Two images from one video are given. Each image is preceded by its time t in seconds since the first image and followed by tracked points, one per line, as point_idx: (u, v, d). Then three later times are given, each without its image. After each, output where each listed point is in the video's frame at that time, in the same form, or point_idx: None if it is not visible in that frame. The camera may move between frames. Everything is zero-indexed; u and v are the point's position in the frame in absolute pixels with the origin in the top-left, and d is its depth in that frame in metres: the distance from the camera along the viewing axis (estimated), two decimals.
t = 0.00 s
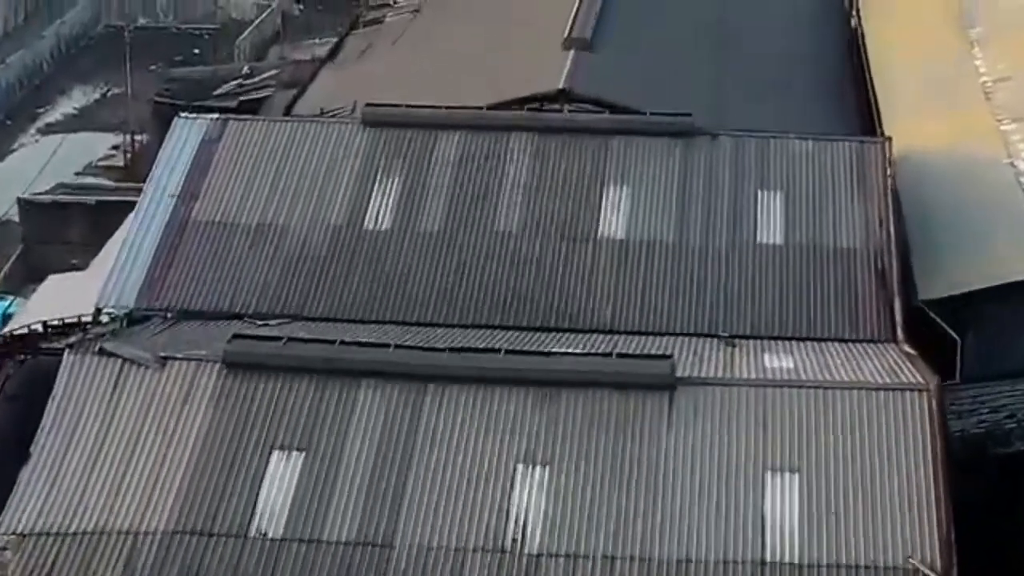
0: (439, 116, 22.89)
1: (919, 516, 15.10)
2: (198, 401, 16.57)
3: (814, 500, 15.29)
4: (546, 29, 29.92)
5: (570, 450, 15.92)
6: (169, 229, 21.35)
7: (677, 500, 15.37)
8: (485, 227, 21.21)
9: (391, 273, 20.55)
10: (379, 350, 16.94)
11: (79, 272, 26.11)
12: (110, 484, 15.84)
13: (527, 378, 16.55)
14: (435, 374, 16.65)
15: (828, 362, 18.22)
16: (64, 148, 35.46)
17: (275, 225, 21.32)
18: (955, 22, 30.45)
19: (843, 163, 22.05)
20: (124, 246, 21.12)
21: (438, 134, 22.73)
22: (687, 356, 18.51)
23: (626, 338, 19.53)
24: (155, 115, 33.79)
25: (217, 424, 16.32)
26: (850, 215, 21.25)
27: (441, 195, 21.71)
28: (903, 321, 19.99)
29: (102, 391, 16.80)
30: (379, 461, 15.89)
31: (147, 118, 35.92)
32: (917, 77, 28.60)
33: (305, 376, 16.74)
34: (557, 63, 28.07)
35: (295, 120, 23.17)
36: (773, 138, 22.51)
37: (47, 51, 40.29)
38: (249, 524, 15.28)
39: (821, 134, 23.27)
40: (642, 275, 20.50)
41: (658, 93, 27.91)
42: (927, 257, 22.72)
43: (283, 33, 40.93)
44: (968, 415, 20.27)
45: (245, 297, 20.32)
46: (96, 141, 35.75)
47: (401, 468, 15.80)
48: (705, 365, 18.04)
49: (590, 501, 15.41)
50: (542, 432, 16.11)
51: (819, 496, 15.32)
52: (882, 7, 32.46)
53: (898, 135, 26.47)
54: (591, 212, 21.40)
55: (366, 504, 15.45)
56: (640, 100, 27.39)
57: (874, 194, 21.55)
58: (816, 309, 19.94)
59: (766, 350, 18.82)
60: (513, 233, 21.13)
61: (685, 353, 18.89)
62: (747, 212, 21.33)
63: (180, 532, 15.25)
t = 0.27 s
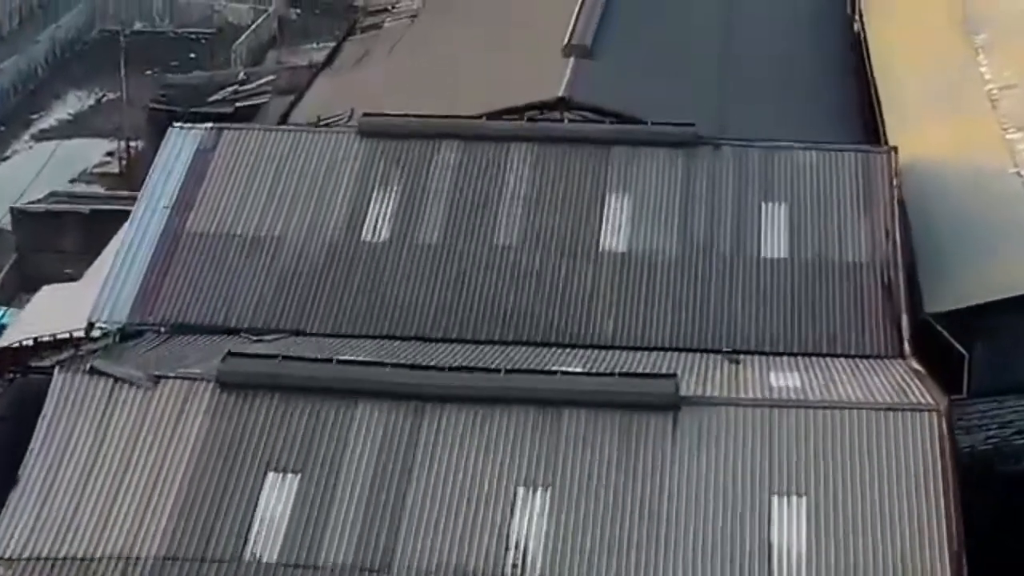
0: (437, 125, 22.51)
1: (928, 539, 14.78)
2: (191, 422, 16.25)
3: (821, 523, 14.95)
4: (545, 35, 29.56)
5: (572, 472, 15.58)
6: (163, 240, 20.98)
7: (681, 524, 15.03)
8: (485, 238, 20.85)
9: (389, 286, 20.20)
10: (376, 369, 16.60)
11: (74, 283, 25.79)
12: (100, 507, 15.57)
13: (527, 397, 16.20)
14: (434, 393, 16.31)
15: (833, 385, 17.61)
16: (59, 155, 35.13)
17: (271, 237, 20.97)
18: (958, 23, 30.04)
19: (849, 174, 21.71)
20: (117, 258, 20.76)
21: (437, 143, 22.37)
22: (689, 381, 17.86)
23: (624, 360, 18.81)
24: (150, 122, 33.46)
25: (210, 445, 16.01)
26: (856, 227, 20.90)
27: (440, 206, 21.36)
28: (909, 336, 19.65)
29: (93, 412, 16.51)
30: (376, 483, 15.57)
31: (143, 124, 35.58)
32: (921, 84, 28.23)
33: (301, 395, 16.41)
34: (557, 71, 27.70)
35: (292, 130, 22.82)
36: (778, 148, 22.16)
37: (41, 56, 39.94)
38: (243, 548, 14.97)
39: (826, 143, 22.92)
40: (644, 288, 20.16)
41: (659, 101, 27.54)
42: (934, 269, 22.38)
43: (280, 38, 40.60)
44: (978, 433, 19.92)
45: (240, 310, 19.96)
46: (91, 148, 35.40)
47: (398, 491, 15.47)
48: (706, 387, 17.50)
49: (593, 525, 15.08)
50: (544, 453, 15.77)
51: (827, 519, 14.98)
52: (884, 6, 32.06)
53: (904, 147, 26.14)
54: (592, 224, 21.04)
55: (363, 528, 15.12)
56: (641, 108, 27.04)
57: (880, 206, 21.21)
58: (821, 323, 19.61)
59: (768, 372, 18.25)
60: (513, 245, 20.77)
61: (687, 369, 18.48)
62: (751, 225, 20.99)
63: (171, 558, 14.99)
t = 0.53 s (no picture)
0: (435, 136, 22.08)
1: (942, 570, 14.35)
2: (183, 446, 15.83)
3: (832, 554, 14.55)
4: (545, 43, 29.14)
5: (575, 499, 15.17)
6: (156, 256, 20.57)
7: (688, 554, 14.61)
8: (484, 254, 20.43)
9: (387, 303, 19.80)
10: (373, 392, 16.19)
11: (66, 297, 25.37)
12: (90, 535, 15.15)
13: (527, 421, 15.79)
14: (433, 418, 15.90)
15: (842, 407, 16.96)
16: (52, 162, 34.68)
17: (267, 253, 20.56)
18: (964, 33, 29.64)
19: (855, 187, 21.29)
20: (109, 274, 20.34)
21: (435, 156, 21.94)
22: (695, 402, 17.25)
23: (625, 389, 18.03)
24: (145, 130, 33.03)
25: (203, 470, 15.59)
26: (863, 242, 20.50)
27: (438, 220, 20.93)
28: (919, 354, 19.24)
29: (83, 436, 16.09)
30: (373, 511, 15.15)
31: (138, 131, 35.15)
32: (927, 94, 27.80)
33: (296, 418, 16.00)
34: (557, 80, 27.27)
35: (287, 141, 22.40)
36: (783, 160, 21.73)
37: (35, 62, 39.50)
38: None
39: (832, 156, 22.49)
40: (647, 306, 19.75)
41: (661, 110, 27.12)
42: (941, 284, 21.95)
43: (277, 44, 40.20)
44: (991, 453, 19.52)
45: (234, 328, 19.56)
46: (85, 155, 34.92)
47: (396, 519, 15.07)
48: (709, 409, 16.87)
49: (597, 554, 14.67)
50: (545, 479, 15.36)
51: (838, 550, 14.58)
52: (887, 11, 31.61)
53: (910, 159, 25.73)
54: (594, 240, 20.62)
55: (360, 557, 14.70)
56: (643, 118, 26.62)
57: (888, 220, 20.79)
58: (828, 341, 19.20)
59: (778, 395, 17.62)
60: (513, 261, 20.34)
61: (691, 389, 18.03)
62: (756, 240, 20.58)
63: None
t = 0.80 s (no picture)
0: (433, 146, 21.75)
1: None
2: (175, 467, 15.51)
3: None
4: (545, 50, 28.83)
5: (576, 522, 14.85)
6: (150, 268, 20.25)
7: None
8: (484, 267, 20.10)
9: (385, 316, 19.48)
10: (369, 411, 15.87)
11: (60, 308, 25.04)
12: (80, 559, 14.82)
13: (527, 441, 15.47)
14: (430, 438, 15.58)
15: (845, 425, 16.46)
16: (47, 168, 34.34)
17: (263, 267, 20.23)
18: (966, 35, 29.29)
19: (860, 198, 20.97)
20: (102, 287, 20.01)
21: (434, 166, 21.62)
22: (697, 423, 16.70)
23: (626, 407, 17.62)
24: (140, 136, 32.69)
25: (196, 492, 15.26)
26: (868, 255, 20.17)
27: (437, 232, 20.61)
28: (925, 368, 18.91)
29: (73, 456, 15.76)
30: (369, 533, 14.83)
31: (134, 137, 34.82)
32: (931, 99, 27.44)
33: (291, 438, 15.68)
34: (557, 87, 26.94)
35: (284, 152, 22.07)
36: (787, 170, 21.40)
37: (32, 67, 39.18)
38: None
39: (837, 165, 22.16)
40: (648, 319, 19.43)
41: (662, 118, 26.80)
42: (946, 294, 21.61)
43: (275, 49, 39.97)
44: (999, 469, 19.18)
45: (230, 342, 19.23)
46: (80, 161, 34.58)
47: (393, 542, 14.74)
48: (713, 429, 16.43)
49: None
50: (546, 501, 15.04)
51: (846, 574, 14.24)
52: (889, 11, 31.22)
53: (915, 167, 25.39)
54: (595, 253, 20.29)
55: None
56: (644, 126, 26.30)
57: (894, 232, 20.47)
58: (833, 355, 18.86)
59: (782, 413, 17.16)
60: (513, 274, 20.02)
61: (693, 406, 17.69)
62: (760, 251, 20.26)
63: None
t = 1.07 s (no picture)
0: (431, 158, 21.37)
1: None
2: (167, 493, 15.15)
3: None
4: (544, 57, 28.45)
5: (579, 550, 14.50)
6: (143, 283, 19.85)
7: None
8: (483, 282, 19.73)
9: (382, 332, 19.12)
10: (366, 434, 15.51)
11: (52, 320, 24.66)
12: None
13: (528, 465, 15.11)
14: (429, 462, 15.22)
15: (854, 448, 16.10)
16: (40, 175, 33.95)
17: (257, 281, 19.85)
18: (972, 42, 28.90)
19: (866, 210, 20.61)
20: (93, 302, 19.62)
21: (432, 178, 21.24)
22: (702, 445, 16.36)
23: (630, 427, 17.29)
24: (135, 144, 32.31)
25: (188, 519, 14.90)
26: (874, 269, 19.80)
27: (435, 246, 20.24)
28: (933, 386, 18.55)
29: (63, 482, 15.40)
30: (367, 562, 14.48)
31: (128, 144, 34.45)
32: (936, 106, 27.04)
33: (286, 463, 15.32)
34: (557, 95, 26.56)
35: (279, 163, 21.69)
36: (791, 182, 21.03)
37: (25, 73, 38.78)
38: None
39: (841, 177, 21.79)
40: (651, 335, 19.07)
41: (662, 128, 26.44)
42: (953, 308, 21.23)
43: (272, 53, 39.75)
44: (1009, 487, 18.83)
45: (224, 359, 18.85)
46: (75, 169, 34.19)
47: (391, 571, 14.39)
48: (722, 452, 16.06)
49: None
50: (547, 527, 14.69)
51: None
52: (892, 13, 30.82)
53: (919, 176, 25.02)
54: (596, 267, 19.92)
55: None
56: (645, 136, 25.92)
57: (900, 246, 20.10)
58: (840, 372, 18.52)
59: (789, 434, 16.83)
60: (512, 289, 19.65)
61: (697, 426, 17.36)
62: (765, 266, 19.89)
63: None
